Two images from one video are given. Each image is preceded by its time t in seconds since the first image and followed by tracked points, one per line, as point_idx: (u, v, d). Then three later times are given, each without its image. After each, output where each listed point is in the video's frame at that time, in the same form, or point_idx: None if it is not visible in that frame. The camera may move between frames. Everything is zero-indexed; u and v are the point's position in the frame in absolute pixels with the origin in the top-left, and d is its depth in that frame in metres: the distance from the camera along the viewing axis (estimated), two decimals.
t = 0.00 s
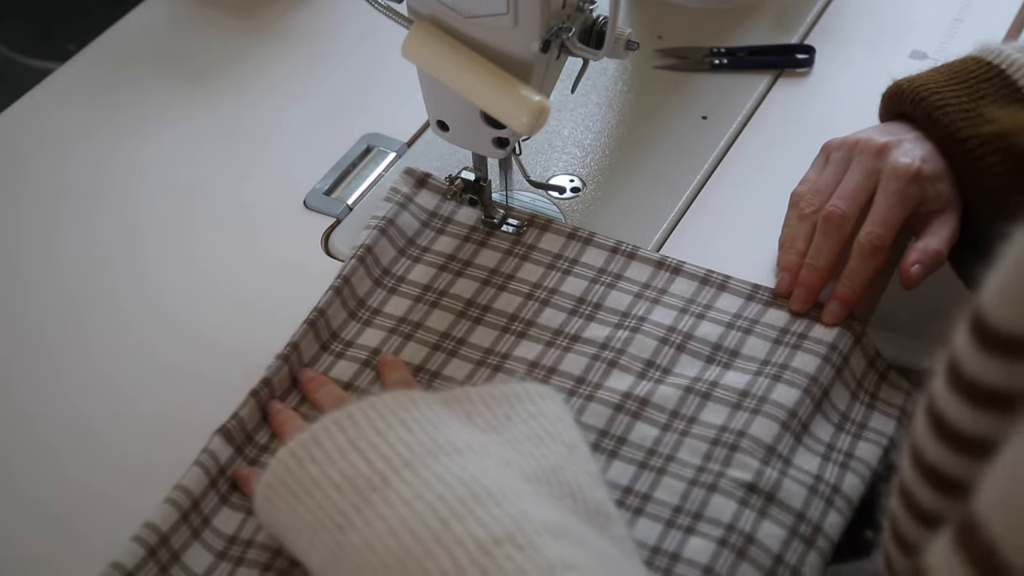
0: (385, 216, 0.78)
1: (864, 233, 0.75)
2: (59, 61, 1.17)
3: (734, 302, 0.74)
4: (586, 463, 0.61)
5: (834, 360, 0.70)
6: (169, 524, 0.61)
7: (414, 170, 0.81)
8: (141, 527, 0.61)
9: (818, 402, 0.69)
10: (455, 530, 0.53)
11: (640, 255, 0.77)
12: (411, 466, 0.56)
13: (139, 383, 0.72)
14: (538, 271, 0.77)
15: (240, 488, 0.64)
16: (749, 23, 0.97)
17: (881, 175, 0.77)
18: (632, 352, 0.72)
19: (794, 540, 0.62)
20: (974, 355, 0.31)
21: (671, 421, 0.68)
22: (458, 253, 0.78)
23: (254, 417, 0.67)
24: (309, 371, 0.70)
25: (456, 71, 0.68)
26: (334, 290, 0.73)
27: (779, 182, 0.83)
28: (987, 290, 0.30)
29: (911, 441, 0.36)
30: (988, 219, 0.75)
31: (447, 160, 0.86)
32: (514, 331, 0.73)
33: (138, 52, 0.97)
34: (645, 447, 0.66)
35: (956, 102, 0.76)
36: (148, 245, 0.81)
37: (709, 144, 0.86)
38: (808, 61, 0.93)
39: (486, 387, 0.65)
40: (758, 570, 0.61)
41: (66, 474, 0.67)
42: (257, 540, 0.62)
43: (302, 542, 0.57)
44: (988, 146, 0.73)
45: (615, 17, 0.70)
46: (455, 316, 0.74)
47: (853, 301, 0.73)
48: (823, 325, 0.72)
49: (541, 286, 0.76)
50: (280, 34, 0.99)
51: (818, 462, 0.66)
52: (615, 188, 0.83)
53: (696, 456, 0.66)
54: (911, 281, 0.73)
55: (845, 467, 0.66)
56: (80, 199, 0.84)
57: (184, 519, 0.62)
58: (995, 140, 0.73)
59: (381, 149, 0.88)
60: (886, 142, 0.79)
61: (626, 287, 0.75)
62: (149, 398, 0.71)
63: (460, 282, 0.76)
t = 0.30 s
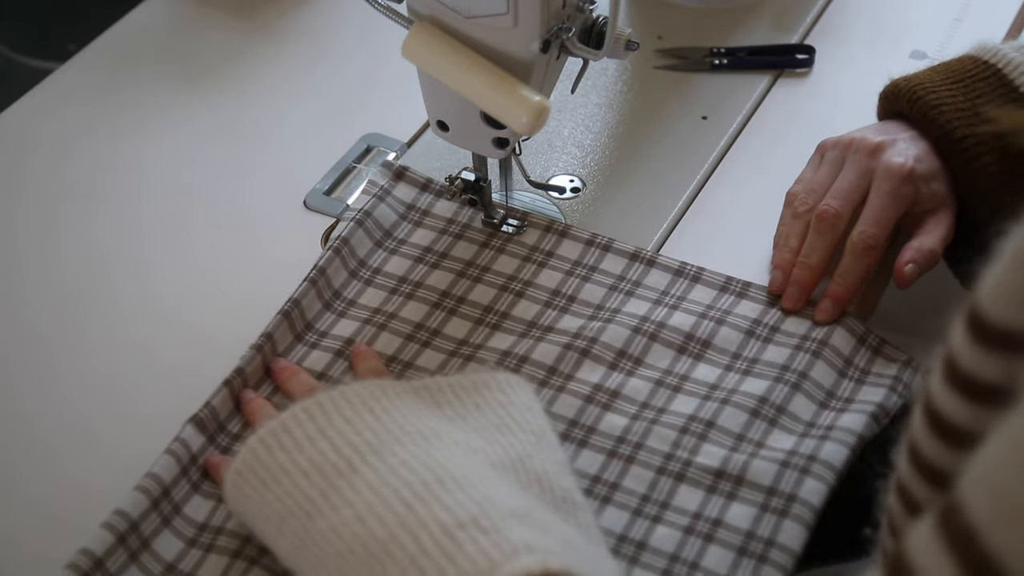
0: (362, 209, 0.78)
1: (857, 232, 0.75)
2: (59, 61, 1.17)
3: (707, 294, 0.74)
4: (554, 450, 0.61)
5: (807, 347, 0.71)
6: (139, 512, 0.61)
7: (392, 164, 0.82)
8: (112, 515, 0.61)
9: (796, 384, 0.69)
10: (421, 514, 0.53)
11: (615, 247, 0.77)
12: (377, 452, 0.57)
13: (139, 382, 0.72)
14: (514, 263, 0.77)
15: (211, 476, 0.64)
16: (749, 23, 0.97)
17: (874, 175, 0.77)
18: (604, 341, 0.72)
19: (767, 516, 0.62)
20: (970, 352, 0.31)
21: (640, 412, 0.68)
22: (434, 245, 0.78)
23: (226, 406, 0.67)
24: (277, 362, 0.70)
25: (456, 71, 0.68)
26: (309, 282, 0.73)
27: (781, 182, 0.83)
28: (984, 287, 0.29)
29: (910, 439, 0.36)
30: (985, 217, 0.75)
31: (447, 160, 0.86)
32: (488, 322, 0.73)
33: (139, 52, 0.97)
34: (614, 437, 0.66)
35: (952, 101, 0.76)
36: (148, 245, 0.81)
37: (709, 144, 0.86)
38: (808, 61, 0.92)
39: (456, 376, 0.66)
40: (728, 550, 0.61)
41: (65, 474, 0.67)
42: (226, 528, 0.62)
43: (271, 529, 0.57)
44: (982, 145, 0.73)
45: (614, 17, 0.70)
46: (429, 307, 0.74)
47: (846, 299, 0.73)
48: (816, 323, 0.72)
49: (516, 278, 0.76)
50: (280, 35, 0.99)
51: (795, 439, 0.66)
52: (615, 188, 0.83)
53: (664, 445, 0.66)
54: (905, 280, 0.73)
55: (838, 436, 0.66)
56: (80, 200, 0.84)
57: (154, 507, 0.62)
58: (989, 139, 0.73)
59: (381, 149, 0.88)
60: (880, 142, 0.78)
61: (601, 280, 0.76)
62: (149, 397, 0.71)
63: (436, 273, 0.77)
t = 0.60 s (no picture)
0: (341, 202, 0.80)
1: (848, 230, 0.75)
2: (59, 61, 1.17)
3: (683, 286, 0.75)
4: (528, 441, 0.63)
5: (780, 339, 0.72)
6: (115, 502, 0.62)
7: (371, 157, 0.83)
8: (88, 505, 0.62)
9: (769, 378, 0.70)
10: (392, 501, 0.54)
11: (592, 239, 0.78)
12: (351, 442, 0.57)
13: (139, 382, 0.72)
14: (490, 255, 0.78)
15: (187, 467, 0.65)
16: (749, 24, 0.97)
17: (867, 175, 0.77)
18: (580, 333, 0.73)
19: (737, 494, 0.63)
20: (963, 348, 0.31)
21: (615, 402, 0.69)
22: (411, 238, 0.80)
23: (204, 398, 0.68)
24: (252, 355, 0.71)
25: (456, 71, 0.68)
26: (287, 274, 0.74)
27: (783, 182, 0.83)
28: (978, 283, 0.30)
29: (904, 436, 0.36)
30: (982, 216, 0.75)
31: (447, 160, 0.87)
32: (465, 314, 0.75)
33: (139, 52, 0.97)
34: (589, 428, 0.67)
35: (950, 102, 0.76)
36: (148, 245, 0.81)
37: (709, 144, 0.86)
38: (808, 61, 0.92)
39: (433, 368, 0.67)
40: (699, 532, 0.61)
41: (65, 472, 0.67)
42: (202, 517, 0.63)
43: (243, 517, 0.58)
44: (979, 147, 0.73)
45: (615, 17, 0.70)
46: (407, 300, 0.76)
47: (837, 297, 0.73)
48: (804, 320, 0.72)
49: (493, 270, 0.77)
50: (280, 34, 0.99)
51: (768, 422, 0.66)
52: (615, 188, 0.83)
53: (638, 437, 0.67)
54: (896, 279, 0.73)
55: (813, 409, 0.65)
56: (80, 200, 0.84)
57: (130, 497, 0.63)
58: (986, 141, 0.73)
59: (381, 149, 0.88)
60: (874, 142, 0.78)
61: (578, 271, 0.77)
62: (149, 397, 0.71)
63: (413, 266, 0.78)
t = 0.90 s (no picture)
0: (315, 193, 0.80)
1: (830, 228, 0.75)
2: (59, 61, 1.17)
3: (652, 277, 0.76)
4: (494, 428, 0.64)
5: (748, 330, 0.72)
6: (83, 488, 0.62)
7: (346, 149, 0.84)
8: (56, 491, 0.62)
9: (735, 368, 0.70)
10: (356, 482, 0.54)
11: (563, 231, 0.79)
12: (318, 428, 0.57)
13: (139, 381, 0.72)
14: (463, 246, 0.79)
15: (157, 454, 0.66)
16: (749, 23, 0.97)
17: (850, 174, 0.77)
18: (549, 323, 0.73)
19: (698, 473, 0.63)
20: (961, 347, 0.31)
21: (583, 393, 0.69)
22: (385, 229, 0.80)
23: (175, 386, 0.68)
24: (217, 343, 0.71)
25: (456, 71, 0.68)
26: (260, 264, 0.75)
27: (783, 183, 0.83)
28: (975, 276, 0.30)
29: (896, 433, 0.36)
30: (968, 217, 0.76)
31: (447, 160, 0.87)
32: (437, 304, 0.75)
33: (138, 52, 0.97)
34: (557, 417, 0.68)
35: (941, 101, 0.76)
36: (148, 245, 0.81)
37: (709, 144, 0.86)
38: (808, 61, 0.92)
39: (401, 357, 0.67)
40: (659, 514, 0.61)
41: (64, 470, 0.67)
42: (170, 504, 0.63)
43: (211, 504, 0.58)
44: (971, 146, 0.74)
45: (615, 17, 0.70)
46: (379, 290, 0.76)
47: (817, 293, 0.73)
48: (785, 317, 0.72)
49: (465, 261, 0.78)
50: (280, 34, 0.99)
51: (733, 409, 0.67)
52: (615, 188, 0.83)
53: (606, 426, 0.67)
54: (874, 278, 0.73)
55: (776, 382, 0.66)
56: (80, 200, 0.84)
57: (99, 484, 0.63)
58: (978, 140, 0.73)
59: (381, 149, 0.88)
60: (859, 141, 0.78)
61: (549, 262, 0.77)
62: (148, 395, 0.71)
63: (385, 257, 0.78)
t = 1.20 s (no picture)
0: (302, 188, 0.80)
1: (823, 229, 0.75)
2: (59, 61, 1.16)
3: (637, 272, 0.76)
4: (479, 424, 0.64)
5: (731, 325, 0.72)
6: (67, 481, 0.63)
7: (334, 144, 0.84)
8: (41, 483, 0.62)
9: (718, 363, 0.70)
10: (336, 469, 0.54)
11: (548, 227, 0.79)
12: (301, 419, 0.57)
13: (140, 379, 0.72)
14: (449, 242, 0.79)
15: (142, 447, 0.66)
16: (749, 23, 0.97)
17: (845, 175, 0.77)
18: (534, 318, 0.73)
19: (678, 467, 0.63)
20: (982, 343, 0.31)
21: (566, 388, 0.69)
22: (372, 224, 0.80)
23: (161, 379, 0.69)
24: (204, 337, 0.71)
25: (455, 71, 0.68)
26: (246, 259, 0.75)
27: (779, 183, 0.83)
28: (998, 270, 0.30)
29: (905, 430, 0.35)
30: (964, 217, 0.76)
31: (447, 161, 0.87)
32: (421, 299, 0.75)
33: (139, 52, 0.97)
34: (540, 413, 0.68)
35: (939, 102, 0.76)
36: (148, 245, 0.81)
37: (709, 144, 0.86)
38: (808, 61, 0.93)
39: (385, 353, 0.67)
40: (639, 506, 0.61)
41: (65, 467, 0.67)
42: (154, 497, 0.64)
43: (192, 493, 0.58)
44: (967, 149, 0.74)
45: (615, 17, 0.70)
46: (365, 285, 0.76)
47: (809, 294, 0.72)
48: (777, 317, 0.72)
49: (451, 256, 0.78)
50: (280, 34, 0.99)
51: (715, 403, 0.67)
52: (615, 188, 0.83)
53: (589, 421, 0.67)
54: (865, 282, 0.73)
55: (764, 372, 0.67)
56: (80, 200, 0.84)
57: (83, 476, 0.64)
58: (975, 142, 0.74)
59: (381, 149, 0.88)
60: (854, 143, 0.78)
61: (534, 257, 0.77)
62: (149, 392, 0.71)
63: (371, 252, 0.78)
